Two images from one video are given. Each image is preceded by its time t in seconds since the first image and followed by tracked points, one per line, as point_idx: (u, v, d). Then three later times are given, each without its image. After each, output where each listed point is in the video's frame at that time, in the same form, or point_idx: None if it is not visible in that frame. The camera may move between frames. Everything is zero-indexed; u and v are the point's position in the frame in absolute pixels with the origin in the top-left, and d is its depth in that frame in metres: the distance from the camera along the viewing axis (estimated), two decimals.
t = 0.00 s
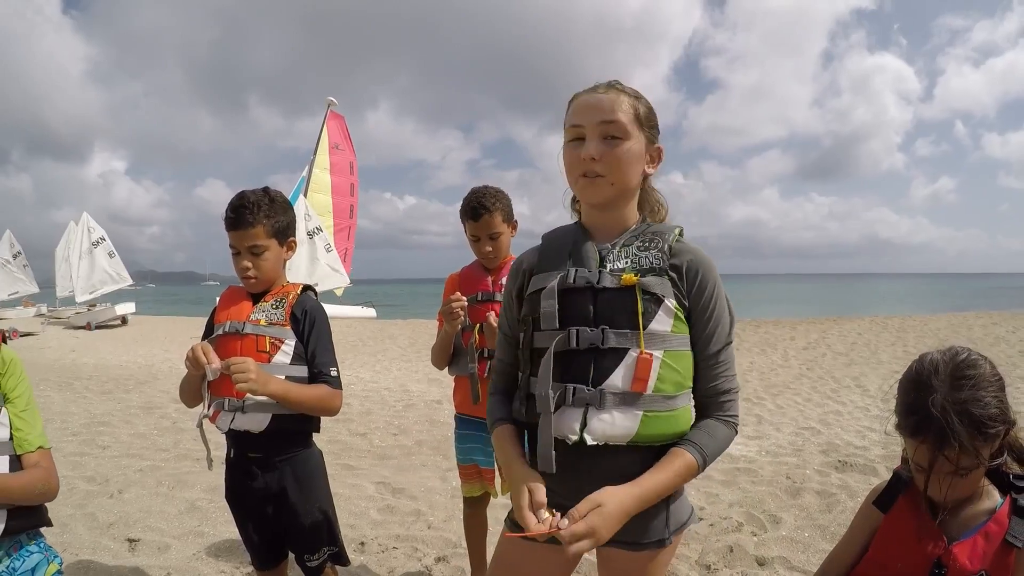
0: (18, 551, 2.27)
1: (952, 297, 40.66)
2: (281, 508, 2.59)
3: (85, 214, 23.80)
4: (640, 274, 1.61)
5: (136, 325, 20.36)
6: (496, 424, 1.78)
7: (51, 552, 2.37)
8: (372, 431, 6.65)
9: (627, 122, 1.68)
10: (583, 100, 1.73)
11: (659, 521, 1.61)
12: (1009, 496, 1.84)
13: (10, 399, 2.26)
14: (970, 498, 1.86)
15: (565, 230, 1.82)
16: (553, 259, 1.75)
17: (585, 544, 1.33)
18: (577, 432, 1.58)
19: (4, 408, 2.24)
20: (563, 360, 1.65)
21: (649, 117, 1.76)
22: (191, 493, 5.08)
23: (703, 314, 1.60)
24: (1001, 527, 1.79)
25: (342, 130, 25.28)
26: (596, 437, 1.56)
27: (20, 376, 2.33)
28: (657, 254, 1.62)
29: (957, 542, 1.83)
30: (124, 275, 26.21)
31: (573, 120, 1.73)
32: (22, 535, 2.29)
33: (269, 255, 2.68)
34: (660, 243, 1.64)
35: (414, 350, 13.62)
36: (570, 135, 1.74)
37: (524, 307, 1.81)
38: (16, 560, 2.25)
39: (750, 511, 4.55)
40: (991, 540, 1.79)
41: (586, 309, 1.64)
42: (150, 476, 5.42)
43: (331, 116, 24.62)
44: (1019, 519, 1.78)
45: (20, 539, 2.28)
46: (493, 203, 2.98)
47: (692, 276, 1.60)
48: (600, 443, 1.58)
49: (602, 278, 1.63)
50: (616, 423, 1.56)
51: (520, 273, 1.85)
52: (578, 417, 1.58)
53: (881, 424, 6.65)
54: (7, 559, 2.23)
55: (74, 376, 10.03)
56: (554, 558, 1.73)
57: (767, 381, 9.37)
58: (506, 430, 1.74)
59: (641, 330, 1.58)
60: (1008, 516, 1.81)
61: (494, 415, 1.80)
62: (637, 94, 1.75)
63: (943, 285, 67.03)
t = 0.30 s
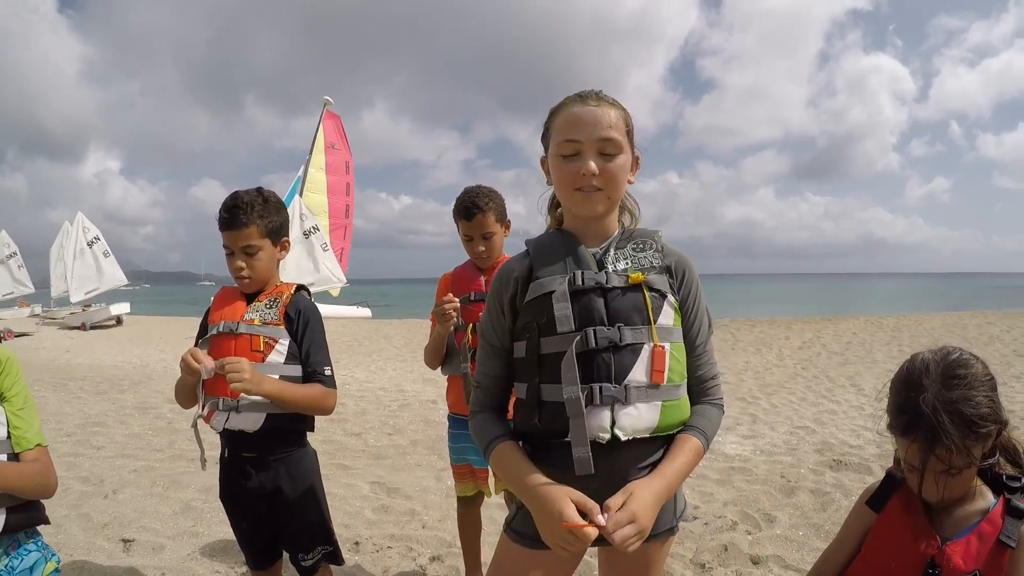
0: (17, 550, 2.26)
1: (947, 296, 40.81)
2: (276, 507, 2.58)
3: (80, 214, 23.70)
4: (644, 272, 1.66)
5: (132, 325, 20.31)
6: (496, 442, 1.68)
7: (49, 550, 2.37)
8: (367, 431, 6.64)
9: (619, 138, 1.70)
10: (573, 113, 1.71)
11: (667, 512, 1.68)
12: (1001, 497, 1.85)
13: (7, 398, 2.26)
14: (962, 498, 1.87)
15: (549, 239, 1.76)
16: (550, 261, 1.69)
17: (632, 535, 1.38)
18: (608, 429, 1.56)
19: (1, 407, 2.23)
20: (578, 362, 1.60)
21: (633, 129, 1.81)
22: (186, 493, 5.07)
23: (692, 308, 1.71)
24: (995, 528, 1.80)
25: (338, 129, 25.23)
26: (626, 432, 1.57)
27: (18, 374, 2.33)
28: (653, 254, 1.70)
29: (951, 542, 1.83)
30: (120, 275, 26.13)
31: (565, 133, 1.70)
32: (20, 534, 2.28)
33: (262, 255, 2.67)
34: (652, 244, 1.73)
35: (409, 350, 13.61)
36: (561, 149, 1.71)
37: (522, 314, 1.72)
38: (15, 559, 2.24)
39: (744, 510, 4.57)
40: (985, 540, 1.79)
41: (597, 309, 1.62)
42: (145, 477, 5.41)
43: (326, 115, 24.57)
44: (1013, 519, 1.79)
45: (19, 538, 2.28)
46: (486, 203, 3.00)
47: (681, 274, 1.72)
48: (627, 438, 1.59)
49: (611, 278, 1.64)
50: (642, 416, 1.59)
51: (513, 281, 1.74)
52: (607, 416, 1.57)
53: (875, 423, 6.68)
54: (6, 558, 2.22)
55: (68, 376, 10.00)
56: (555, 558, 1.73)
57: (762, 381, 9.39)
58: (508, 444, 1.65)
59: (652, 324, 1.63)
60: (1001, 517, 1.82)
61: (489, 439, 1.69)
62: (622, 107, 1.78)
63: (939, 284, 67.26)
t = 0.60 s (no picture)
0: (13, 551, 2.26)
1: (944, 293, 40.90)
2: (273, 507, 2.58)
3: (76, 214, 23.62)
4: (627, 271, 1.64)
5: (129, 325, 20.26)
6: (490, 437, 1.70)
7: (45, 551, 2.36)
8: (364, 430, 6.63)
9: (600, 134, 1.69)
10: (553, 113, 1.71)
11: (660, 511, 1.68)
12: (1000, 493, 1.85)
13: (3, 398, 2.25)
14: (960, 494, 1.87)
15: (538, 239, 1.79)
16: (536, 263, 1.72)
17: (610, 534, 1.37)
18: (583, 429, 1.56)
19: None
20: (559, 362, 1.62)
21: (615, 125, 1.79)
22: (183, 493, 5.06)
23: (686, 304, 1.67)
24: (993, 524, 1.80)
25: (335, 128, 25.17)
26: (602, 431, 1.56)
27: (14, 375, 2.32)
28: (639, 252, 1.67)
29: (949, 538, 1.83)
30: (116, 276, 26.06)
31: (545, 134, 1.71)
32: (16, 535, 2.27)
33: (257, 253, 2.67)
34: (640, 240, 1.69)
35: (407, 349, 13.60)
36: (542, 150, 1.72)
37: (511, 314, 1.75)
38: (11, 560, 2.23)
39: (742, 507, 4.57)
40: (982, 537, 1.79)
41: (577, 310, 1.63)
42: (143, 477, 5.40)
43: (323, 114, 24.51)
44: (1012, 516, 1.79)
45: (15, 539, 2.27)
46: (480, 200, 2.99)
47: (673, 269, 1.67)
48: (605, 438, 1.58)
49: (591, 279, 1.64)
50: (619, 416, 1.57)
51: (503, 282, 1.78)
52: (583, 415, 1.57)
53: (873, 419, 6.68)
54: (2, 559, 2.21)
55: (65, 377, 9.97)
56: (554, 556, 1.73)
57: (760, 377, 9.40)
58: (502, 439, 1.67)
59: (633, 324, 1.61)
60: (999, 513, 1.82)
61: (483, 430, 1.73)
62: (603, 103, 1.77)
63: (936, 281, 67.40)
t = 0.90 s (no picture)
0: (10, 549, 2.25)
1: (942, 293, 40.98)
2: (270, 506, 2.58)
3: (74, 213, 23.55)
4: (614, 273, 1.63)
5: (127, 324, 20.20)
6: (487, 421, 1.73)
7: (42, 549, 2.35)
8: (363, 429, 6.63)
9: (605, 136, 1.68)
10: (559, 113, 1.71)
11: (651, 520, 1.66)
12: (998, 492, 1.85)
13: None
14: (957, 493, 1.86)
15: (549, 239, 1.84)
16: (535, 264, 1.79)
17: (561, 525, 1.30)
18: (558, 429, 1.58)
19: None
20: (546, 361, 1.67)
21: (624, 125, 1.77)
22: (182, 492, 5.05)
23: (684, 306, 1.60)
24: (991, 524, 1.79)
25: (334, 126, 25.13)
26: (576, 433, 1.57)
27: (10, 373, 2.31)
28: (631, 253, 1.63)
29: (947, 538, 1.83)
30: (115, 274, 25.99)
31: (551, 134, 1.71)
32: (13, 534, 2.27)
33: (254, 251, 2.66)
34: (635, 241, 1.65)
35: (406, 348, 13.59)
36: (548, 149, 1.72)
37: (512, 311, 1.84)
38: (8, 558, 2.23)
39: (740, 506, 4.57)
40: (980, 536, 1.79)
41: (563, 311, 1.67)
42: (141, 476, 5.39)
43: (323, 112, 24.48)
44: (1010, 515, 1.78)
45: (11, 537, 2.26)
46: (478, 198, 2.98)
47: (670, 269, 1.62)
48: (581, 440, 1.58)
49: (578, 280, 1.66)
50: (596, 420, 1.56)
51: (509, 280, 1.88)
52: (559, 414, 1.59)
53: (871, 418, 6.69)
54: None
55: (63, 376, 9.94)
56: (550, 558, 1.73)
57: (759, 376, 9.40)
58: (494, 427, 1.69)
59: (616, 327, 1.59)
60: (997, 512, 1.81)
61: (484, 410, 1.77)
62: (611, 103, 1.75)
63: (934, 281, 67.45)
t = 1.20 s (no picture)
0: (5, 548, 2.24)
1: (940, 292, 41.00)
2: (268, 505, 2.57)
3: (72, 212, 23.51)
4: (637, 270, 1.63)
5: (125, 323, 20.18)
6: (485, 429, 1.69)
7: (38, 549, 2.35)
8: (361, 428, 6.63)
9: (629, 133, 1.70)
10: (584, 106, 1.72)
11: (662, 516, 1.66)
12: (995, 490, 1.84)
13: None
14: (953, 492, 1.87)
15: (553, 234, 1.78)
16: (545, 258, 1.72)
17: (621, 540, 1.32)
18: (588, 428, 1.55)
19: None
20: (566, 359, 1.61)
21: (643, 129, 1.80)
22: (179, 491, 5.04)
23: (694, 306, 1.66)
24: (988, 522, 1.79)
25: (333, 125, 25.09)
26: (607, 431, 1.55)
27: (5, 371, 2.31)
28: (651, 252, 1.65)
29: (944, 536, 1.83)
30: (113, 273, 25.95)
31: (574, 124, 1.70)
32: (9, 533, 2.26)
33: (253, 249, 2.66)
34: (651, 241, 1.68)
35: (404, 347, 13.59)
36: (570, 138, 1.71)
37: (518, 308, 1.75)
38: (4, 558, 2.22)
39: (738, 505, 4.58)
40: (978, 534, 1.79)
41: (585, 307, 1.62)
42: (139, 475, 5.39)
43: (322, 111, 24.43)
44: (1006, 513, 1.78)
45: (7, 536, 2.25)
46: (476, 197, 2.98)
47: (682, 270, 1.67)
48: (610, 439, 1.57)
49: (600, 276, 1.63)
50: (625, 417, 1.56)
51: (514, 275, 1.78)
52: (587, 414, 1.56)
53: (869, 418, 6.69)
54: None
55: (61, 375, 9.93)
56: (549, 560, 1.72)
57: (757, 376, 9.41)
58: (497, 432, 1.66)
59: (642, 323, 1.60)
60: (995, 510, 1.81)
61: (478, 425, 1.72)
62: (634, 105, 1.78)
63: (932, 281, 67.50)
